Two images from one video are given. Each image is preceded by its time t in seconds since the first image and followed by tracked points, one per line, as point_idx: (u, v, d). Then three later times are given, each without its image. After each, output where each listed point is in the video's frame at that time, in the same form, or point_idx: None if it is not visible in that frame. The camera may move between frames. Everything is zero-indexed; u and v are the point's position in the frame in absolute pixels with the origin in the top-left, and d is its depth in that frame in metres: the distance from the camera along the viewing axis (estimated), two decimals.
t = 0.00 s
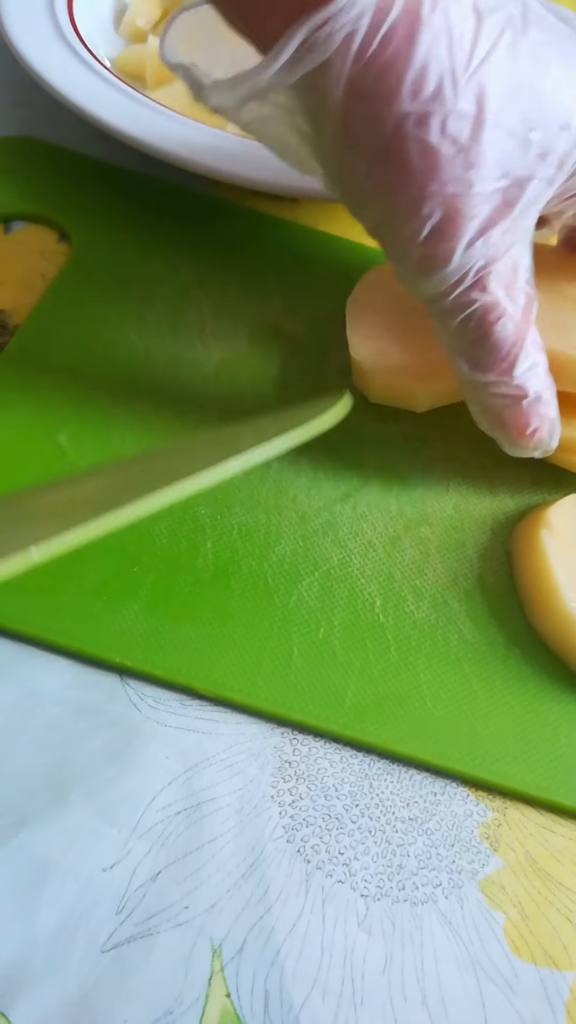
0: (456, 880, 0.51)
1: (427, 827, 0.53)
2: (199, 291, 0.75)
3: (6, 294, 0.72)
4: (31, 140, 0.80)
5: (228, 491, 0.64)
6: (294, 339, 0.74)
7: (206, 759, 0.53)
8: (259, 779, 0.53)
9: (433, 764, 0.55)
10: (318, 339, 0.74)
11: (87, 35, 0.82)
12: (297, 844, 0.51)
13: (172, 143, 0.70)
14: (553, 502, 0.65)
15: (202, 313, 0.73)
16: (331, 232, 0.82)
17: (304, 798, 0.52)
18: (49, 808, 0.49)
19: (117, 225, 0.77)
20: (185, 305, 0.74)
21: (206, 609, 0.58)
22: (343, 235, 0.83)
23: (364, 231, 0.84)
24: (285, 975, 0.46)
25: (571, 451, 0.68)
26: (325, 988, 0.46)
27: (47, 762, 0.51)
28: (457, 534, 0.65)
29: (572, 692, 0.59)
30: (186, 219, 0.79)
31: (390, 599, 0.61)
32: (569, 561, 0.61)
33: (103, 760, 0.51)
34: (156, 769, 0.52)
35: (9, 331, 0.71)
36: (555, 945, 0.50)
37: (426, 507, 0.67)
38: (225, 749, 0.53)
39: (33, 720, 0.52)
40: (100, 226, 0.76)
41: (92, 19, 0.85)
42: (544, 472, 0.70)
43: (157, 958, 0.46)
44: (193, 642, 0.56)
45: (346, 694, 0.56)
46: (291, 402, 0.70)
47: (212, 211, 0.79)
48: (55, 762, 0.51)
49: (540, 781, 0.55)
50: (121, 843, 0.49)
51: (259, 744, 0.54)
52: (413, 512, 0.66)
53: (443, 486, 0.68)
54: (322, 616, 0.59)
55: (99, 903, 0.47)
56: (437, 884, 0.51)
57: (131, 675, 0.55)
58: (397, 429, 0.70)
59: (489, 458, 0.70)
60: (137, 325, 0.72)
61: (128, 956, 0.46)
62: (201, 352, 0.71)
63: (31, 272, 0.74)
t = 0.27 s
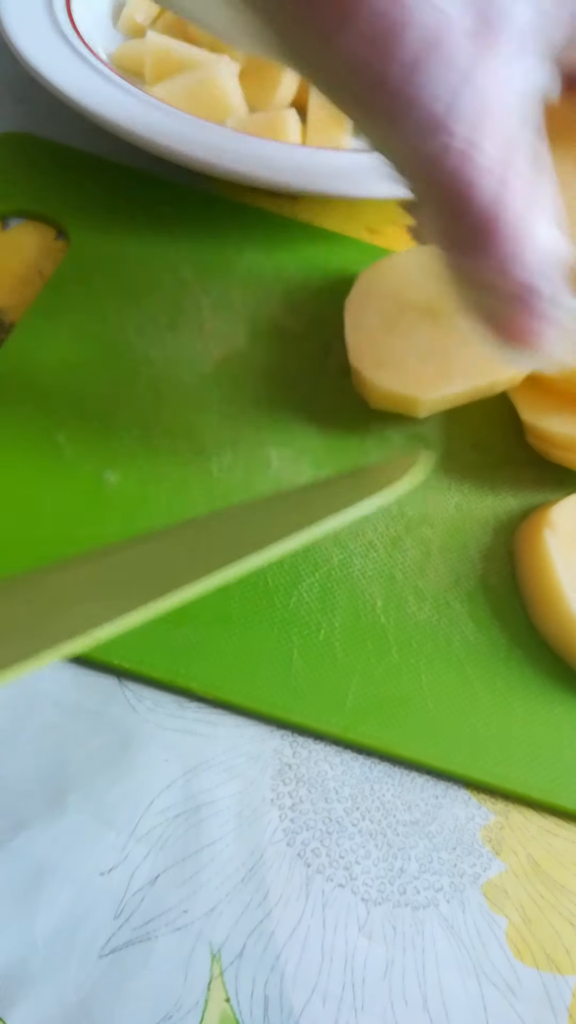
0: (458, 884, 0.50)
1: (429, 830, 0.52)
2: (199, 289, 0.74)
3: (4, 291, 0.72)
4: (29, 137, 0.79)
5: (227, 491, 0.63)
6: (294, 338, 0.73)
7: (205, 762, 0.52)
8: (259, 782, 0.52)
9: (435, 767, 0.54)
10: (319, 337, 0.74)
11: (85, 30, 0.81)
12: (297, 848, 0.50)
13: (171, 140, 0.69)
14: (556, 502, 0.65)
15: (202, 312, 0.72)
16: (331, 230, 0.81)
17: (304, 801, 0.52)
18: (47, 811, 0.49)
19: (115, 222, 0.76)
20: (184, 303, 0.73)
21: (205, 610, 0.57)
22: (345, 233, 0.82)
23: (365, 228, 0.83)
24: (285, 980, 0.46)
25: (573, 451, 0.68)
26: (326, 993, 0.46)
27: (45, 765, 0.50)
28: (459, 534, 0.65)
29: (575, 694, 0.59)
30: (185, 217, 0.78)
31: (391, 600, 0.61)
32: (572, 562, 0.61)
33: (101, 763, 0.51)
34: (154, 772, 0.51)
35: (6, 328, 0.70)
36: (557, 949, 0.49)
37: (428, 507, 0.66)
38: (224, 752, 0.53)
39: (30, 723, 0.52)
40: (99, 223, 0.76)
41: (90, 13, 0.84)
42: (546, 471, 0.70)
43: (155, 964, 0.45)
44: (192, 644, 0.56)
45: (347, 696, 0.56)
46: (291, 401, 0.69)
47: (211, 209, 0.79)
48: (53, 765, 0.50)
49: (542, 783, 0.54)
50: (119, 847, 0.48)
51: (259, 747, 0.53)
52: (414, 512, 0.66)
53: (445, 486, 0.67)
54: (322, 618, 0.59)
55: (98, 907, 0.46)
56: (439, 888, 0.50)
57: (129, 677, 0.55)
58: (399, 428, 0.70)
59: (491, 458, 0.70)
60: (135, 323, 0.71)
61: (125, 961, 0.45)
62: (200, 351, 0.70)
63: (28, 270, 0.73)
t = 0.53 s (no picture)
0: (457, 883, 0.51)
1: (428, 829, 0.52)
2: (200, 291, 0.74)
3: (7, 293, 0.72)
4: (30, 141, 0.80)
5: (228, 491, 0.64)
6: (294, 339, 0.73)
7: (205, 761, 0.52)
8: (259, 781, 0.52)
9: (434, 766, 0.54)
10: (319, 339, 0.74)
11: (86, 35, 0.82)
12: (297, 846, 0.50)
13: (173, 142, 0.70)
14: (555, 502, 0.65)
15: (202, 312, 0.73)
16: (331, 231, 0.82)
17: (304, 800, 0.52)
18: (47, 810, 0.49)
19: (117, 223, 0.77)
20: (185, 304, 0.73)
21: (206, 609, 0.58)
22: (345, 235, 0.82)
23: (365, 229, 0.84)
24: (286, 979, 0.46)
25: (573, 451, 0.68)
26: (325, 991, 0.46)
27: (47, 763, 0.51)
28: (459, 534, 0.65)
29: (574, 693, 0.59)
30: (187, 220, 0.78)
31: (391, 600, 0.61)
32: (571, 562, 0.61)
33: (101, 762, 0.51)
34: (155, 771, 0.51)
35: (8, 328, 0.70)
36: (557, 948, 0.49)
37: (427, 508, 0.66)
38: (224, 751, 0.53)
39: (31, 722, 0.52)
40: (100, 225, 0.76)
41: (90, 20, 0.85)
42: (546, 472, 0.70)
43: (156, 961, 0.45)
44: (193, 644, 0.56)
45: (346, 696, 0.56)
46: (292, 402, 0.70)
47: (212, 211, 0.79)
48: (54, 764, 0.51)
49: (542, 783, 0.55)
50: (120, 846, 0.48)
51: (259, 746, 0.54)
52: (414, 513, 0.66)
53: (445, 486, 0.68)
54: (322, 617, 0.59)
55: (98, 905, 0.47)
56: (439, 886, 0.50)
57: (130, 677, 0.55)
58: (399, 429, 0.70)
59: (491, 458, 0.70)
60: (136, 325, 0.71)
61: (126, 960, 0.45)
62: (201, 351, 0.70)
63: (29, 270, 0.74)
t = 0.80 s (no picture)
0: (457, 882, 0.51)
1: (428, 829, 0.52)
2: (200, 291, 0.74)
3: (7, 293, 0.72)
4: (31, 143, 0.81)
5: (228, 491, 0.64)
6: (294, 339, 0.73)
7: (205, 761, 0.52)
8: (259, 781, 0.52)
9: (435, 766, 0.54)
10: (319, 339, 0.74)
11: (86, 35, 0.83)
12: (297, 846, 0.50)
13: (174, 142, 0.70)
14: (555, 502, 0.65)
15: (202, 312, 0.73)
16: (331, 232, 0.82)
17: (304, 800, 0.52)
18: (47, 810, 0.49)
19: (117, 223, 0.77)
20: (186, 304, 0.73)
21: (205, 610, 0.58)
22: (345, 235, 0.82)
23: (364, 230, 0.84)
24: (285, 979, 0.46)
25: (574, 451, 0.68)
26: (326, 991, 0.46)
27: (47, 763, 0.51)
28: (459, 534, 0.65)
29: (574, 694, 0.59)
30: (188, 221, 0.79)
31: (391, 600, 0.61)
32: (570, 562, 0.61)
33: (102, 762, 0.51)
34: (155, 771, 0.51)
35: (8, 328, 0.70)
36: (557, 948, 0.49)
37: (427, 507, 0.66)
38: (224, 751, 0.53)
39: (32, 722, 0.52)
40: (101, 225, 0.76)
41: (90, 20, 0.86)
42: (545, 472, 0.70)
43: (156, 961, 0.45)
44: (193, 644, 0.56)
45: (346, 696, 0.56)
46: (292, 402, 0.70)
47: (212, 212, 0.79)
48: (54, 764, 0.51)
49: (542, 783, 0.55)
50: (120, 845, 0.48)
51: (259, 746, 0.54)
52: (414, 513, 0.66)
53: (445, 486, 0.68)
54: (322, 617, 0.59)
55: (99, 906, 0.46)
56: (438, 886, 0.50)
57: (131, 677, 0.55)
58: (399, 429, 0.70)
59: (491, 458, 0.70)
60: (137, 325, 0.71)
61: (126, 960, 0.45)
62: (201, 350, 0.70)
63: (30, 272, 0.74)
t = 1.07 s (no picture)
0: (455, 878, 0.51)
1: (426, 825, 0.53)
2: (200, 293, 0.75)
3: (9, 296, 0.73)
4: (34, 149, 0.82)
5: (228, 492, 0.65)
6: (293, 341, 0.74)
7: (206, 758, 0.53)
8: (259, 778, 0.53)
9: (433, 763, 0.55)
10: (318, 341, 0.75)
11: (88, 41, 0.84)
12: (297, 842, 0.51)
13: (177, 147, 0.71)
14: (552, 502, 0.66)
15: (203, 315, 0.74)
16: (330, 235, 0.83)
17: (304, 796, 0.53)
18: (50, 807, 0.50)
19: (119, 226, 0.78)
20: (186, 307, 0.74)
21: (206, 609, 0.58)
22: (344, 238, 0.83)
23: (363, 234, 0.85)
24: (285, 973, 0.47)
25: (571, 451, 0.69)
26: (325, 985, 0.47)
27: (50, 761, 0.51)
28: (457, 534, 0.66)
29: (571, 692, 0.60)
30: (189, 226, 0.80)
31: (389, 599, 0.62)
32: (567, 561, 0.61)
33: (104, 759, 0.52)
34: (156, 768, 0.52)
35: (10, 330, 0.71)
36: (554, 942, 0.50)
37: (425, 507, 0.67)
38: (225, 748, 0.54)
39: (34, 720, 0.53)
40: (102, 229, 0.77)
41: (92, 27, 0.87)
42: (542, 473, 0.71)
43: (158, 957, 0.46)
44: (194, 642, 0.57)
45: (346, 694, 0.56)
46: (291, 403, 0.71)
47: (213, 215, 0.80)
48: (56, 762, 0.51)
49: (539, 780, 0.55)
50: (122, 841, 0.49)
51: (259, 743, 0.54)
52: (412, 513, 0.67)
53: (443, 486, 0.68)
54: (322, 616, 0.60)
55: (101, 901, 0.47)
56: (437, 882, 0.51)
57: (132, 675, 0.55)
58: (398, 430, 0.71)
59: (488, 459, 0.71)
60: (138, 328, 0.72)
61: (128, 955, 0.46)
62: (201, 352, 0.71)
63: (32, 275, 0.75)
